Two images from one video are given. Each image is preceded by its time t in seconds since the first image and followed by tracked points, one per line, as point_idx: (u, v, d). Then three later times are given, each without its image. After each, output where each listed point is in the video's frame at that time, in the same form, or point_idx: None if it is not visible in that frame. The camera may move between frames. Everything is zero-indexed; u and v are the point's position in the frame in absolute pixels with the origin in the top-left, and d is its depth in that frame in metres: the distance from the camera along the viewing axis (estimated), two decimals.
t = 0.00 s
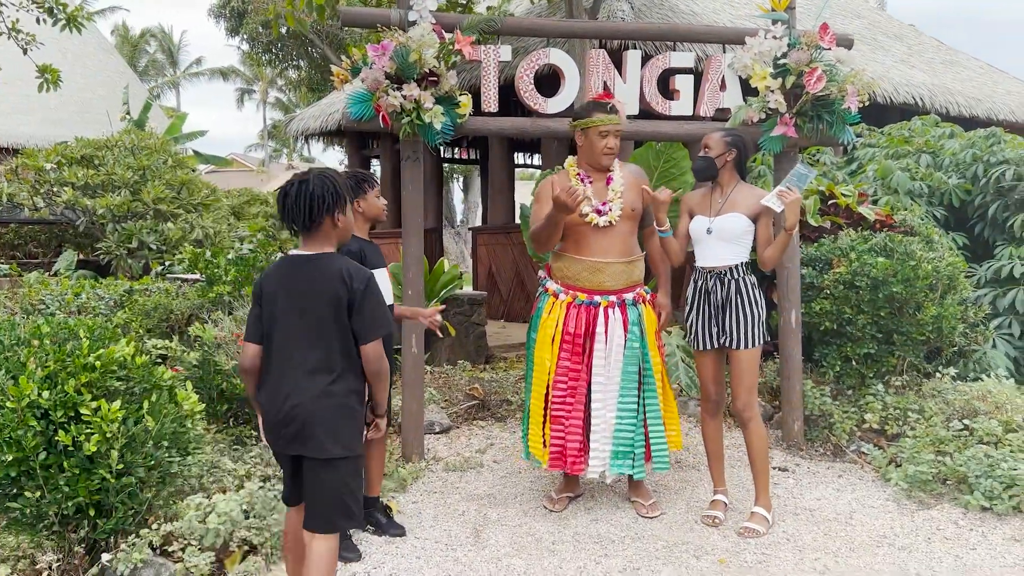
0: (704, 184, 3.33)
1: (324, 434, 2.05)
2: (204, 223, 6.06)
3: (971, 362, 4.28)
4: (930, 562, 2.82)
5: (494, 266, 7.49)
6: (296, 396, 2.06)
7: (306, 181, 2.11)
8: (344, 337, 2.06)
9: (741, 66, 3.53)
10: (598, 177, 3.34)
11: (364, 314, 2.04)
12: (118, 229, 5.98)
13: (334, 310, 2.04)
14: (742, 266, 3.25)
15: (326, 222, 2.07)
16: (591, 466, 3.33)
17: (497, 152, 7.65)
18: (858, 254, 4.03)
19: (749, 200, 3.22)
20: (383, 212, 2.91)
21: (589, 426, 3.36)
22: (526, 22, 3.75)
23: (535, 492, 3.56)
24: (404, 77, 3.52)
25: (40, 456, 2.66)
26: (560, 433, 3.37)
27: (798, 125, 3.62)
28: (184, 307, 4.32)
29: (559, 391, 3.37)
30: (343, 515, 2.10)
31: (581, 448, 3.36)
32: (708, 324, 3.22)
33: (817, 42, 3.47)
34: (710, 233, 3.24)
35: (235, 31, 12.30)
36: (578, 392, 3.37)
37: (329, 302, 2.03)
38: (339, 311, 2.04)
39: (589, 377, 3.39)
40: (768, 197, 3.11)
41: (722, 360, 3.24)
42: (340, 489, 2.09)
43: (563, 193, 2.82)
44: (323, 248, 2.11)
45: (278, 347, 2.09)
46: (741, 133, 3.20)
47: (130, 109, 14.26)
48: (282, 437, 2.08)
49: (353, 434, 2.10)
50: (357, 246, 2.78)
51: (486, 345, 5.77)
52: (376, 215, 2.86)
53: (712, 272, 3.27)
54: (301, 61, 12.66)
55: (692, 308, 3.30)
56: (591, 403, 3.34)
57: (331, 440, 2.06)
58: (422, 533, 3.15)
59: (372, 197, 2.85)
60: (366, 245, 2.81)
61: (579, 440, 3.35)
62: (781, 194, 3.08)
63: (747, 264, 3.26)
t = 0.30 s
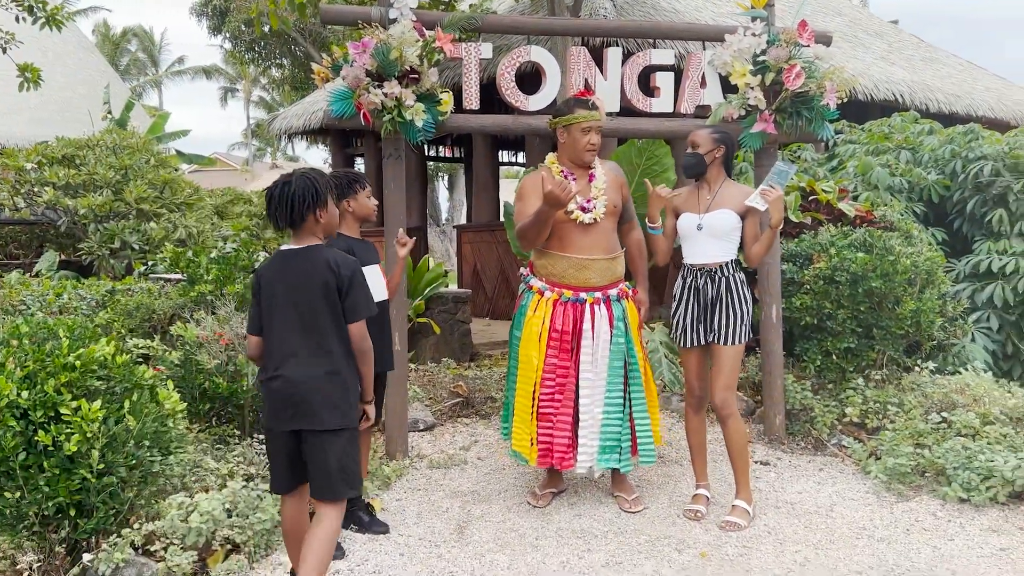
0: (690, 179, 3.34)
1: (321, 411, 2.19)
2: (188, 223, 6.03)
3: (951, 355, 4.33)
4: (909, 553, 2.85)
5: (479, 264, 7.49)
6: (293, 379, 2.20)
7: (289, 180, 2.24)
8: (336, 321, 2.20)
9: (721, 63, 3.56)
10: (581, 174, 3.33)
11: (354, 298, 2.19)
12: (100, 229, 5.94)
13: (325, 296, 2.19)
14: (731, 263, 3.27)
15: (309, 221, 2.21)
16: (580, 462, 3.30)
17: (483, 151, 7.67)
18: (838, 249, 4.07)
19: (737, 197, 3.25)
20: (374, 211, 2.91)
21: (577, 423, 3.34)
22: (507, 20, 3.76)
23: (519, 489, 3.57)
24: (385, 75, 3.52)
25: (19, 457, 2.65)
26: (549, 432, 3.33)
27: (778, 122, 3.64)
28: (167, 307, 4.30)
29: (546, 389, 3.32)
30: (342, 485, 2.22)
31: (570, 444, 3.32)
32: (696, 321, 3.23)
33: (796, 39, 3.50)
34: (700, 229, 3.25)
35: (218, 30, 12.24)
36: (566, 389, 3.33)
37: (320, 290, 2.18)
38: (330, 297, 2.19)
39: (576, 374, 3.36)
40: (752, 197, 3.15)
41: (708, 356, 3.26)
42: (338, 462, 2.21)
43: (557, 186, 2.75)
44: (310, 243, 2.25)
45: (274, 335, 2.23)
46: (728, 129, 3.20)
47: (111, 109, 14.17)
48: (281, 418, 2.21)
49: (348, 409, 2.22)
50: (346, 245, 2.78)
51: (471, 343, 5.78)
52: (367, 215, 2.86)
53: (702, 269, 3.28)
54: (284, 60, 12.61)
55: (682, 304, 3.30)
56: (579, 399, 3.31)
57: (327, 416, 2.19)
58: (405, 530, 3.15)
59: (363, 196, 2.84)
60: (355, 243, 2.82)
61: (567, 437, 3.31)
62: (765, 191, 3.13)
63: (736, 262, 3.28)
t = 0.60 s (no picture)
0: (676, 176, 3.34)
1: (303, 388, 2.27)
2: (166, 222, 5.98)
3: (925, 350, 4.39)
4: (883, 546, 2.87)
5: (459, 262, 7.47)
6: (283, 359, 2.30)
7: (286, 176, 2.35)
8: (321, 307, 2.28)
9: (697, 61, 3.57)
10: (558, 172, 3.30)
11: (336, 286, 2.23)
12: (77, 229, 5.87)
13: (313, 282, 2.27)
14: (714, 257, 3.26)
15: (305, 214, 2.31)
16: (560, 458, 3.29)
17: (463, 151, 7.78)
18: (814, 245, 4.10)
19: (721, 193, 3.22)
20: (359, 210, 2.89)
21: (558, 420, 3.32)
22: (482, 17, 3.77)
23: (499, 486, 3.57)
24: (360, 72, 3.51)
25: None
26: (530, 429, 3.31)
27: (754, 119, 3.66)
28: (143, 307, 4.26)
29: (526, 386, 3.30)
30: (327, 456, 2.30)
31: (551, 441, 3.31)
32: (682, 316, 3.22)
33: (771, 36, 3.51)
34: (684, 225, 3.25)
35: (195, 28, 12.15)
36: (546, 386, 3.31)
37: (308, 276, 2.27)
38: (317, 284, 2.26)
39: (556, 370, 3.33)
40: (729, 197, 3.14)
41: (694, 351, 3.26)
42: (321, 437, 2.30)
43: (537, 175, 2.74)
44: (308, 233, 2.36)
45: (270, 317, 2.35)
46: (714, 127, 3.19)
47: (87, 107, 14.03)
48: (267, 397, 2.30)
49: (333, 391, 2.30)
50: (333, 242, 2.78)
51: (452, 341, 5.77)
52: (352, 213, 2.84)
53: (685, 265, 3.28)
54: (263, 58, 12.54)
55: (666, 301, 3.29)
56: (559, 396, 3.29)
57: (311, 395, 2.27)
58: (383, 529, 3.14)
59: (347, 195, 2.74)
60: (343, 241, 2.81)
61: (548, 434, 3.29)
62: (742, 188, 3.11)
63: (719, 256, 3.27)
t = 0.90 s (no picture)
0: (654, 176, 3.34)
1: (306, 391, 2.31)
2: (141, 223, 5.93)
3: (898, 347, 4.45)
4: (854, 542, 2.89)
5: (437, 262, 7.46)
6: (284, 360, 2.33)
7: (293, 176, 2.36)
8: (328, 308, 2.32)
9: (670, 60, 3.59)
10: (533, 171, 3.29)
11: (344, 289, 2.28)
12: (51, 230, 5.81)
13: (321, 284, 2.31)
14: (693, 257, 3.26)
15: (314, 214, 2.35)
16: (533, 458, 3.28)
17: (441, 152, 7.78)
18: (787, 244, 4.14)
19: (698, 194, 3.23)
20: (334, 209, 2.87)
21: (532, 419, 3.32)
22: (456, 16, 3.76)
23: (475, 486, 3.56)
24: (334, 71, 3.49)
25: None
26: (503, 428, 3.31)
27: (727, 118, 3.68)
28: (116, 308, 4.22)
29: (501, 386, 3.30)
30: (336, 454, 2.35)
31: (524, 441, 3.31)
32: (661, 315, 3.22)
33: (744, 36, 3.56)
34: (662, 227, 3.26)
35: (171, 27, 12.07)
36: (520, 386, 3.31)
37: (316, 278, 2.31)
38: (325, 287, 2.31)
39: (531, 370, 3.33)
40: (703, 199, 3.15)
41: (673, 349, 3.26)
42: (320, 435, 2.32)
43: (501, 175, 2.76)
44: (315, 233, 2.39)
45: (274, 316, 2.39)
46: (691, 127, 3.20)
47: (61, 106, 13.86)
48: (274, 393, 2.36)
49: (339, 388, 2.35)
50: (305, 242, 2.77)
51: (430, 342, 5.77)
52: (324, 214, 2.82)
53: (664, 266, 3.28)
54: (240, 57, 12.48)
55: (647, 300, 3.30)
56: (533, 395, 3.29)
57: (315, 397, 2.31)
58: (358, 530, 3.13)
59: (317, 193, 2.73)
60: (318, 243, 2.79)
61: (522, 433, 3.29)
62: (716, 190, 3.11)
63: (698, 256, 3.28)
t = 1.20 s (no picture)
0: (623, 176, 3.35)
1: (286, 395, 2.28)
2: (118, 224, 5.87)
3: (872, 347, 4.51)
4: (828, 540, 2.89)
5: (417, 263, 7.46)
6: (262, 363, 2.29)
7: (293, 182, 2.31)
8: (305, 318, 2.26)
9: (646, 62, 3.61)
10: (507, 172, 3.29)
11: (321, 303, 2.22)
12: (25, 232, 5.74)
13: (299, 293, 2.25)
14: (662, 257, 3.29)
15: (313, 223, 2.31)
16: (506, 459, 3.28)
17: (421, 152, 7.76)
18: (762, 244, 4.17)
19: (668, 194, 3.26)
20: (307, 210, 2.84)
21: (504, 420, 3.32)
22: (432, 17, 3.75)
23: (451, 487, 3.56)
24: (308, 71, 3.47)
25: None
26: (475, 428, 3.31)
27: (701, 120, 3.70)
28: (90, 309, 4.18)
29: (473, 386, 3.30)
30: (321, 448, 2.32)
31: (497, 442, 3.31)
32: (632, 315, 3.21)
33: (719, 37, 3.57)
34: (632, 226, 3.28)
35: (149, 26, 11.98)
36: (493, 386, 3.31)
37: (293, 288, 2.25)
38: (303, 298, 2.25)
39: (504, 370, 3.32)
40: (678, 198, 3.18)
41: (643, 350, 3.26)
42: (303, 435, 2.30)
43: (469, 180, 2.78)
44: (313, 240, 2.35)
45: (255, 317, 2.35)
46: (660, 127, 3.21)
47: (37, 106, 13.71)
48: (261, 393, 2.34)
49: (319, 392, 2.31)
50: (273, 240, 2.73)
51: (410, 343, 5.76)
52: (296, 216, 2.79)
53: (632, 265, 3.30)
54: (219, 57, 12.41)
55: (617, 300, 3.29)
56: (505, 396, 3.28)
57: (296, 401, 2.28)
58: (332, 532, 3.10)
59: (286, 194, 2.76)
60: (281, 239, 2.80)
61: (493, 434, 3.29)
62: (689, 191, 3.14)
63: (668, 257, 3.30)
